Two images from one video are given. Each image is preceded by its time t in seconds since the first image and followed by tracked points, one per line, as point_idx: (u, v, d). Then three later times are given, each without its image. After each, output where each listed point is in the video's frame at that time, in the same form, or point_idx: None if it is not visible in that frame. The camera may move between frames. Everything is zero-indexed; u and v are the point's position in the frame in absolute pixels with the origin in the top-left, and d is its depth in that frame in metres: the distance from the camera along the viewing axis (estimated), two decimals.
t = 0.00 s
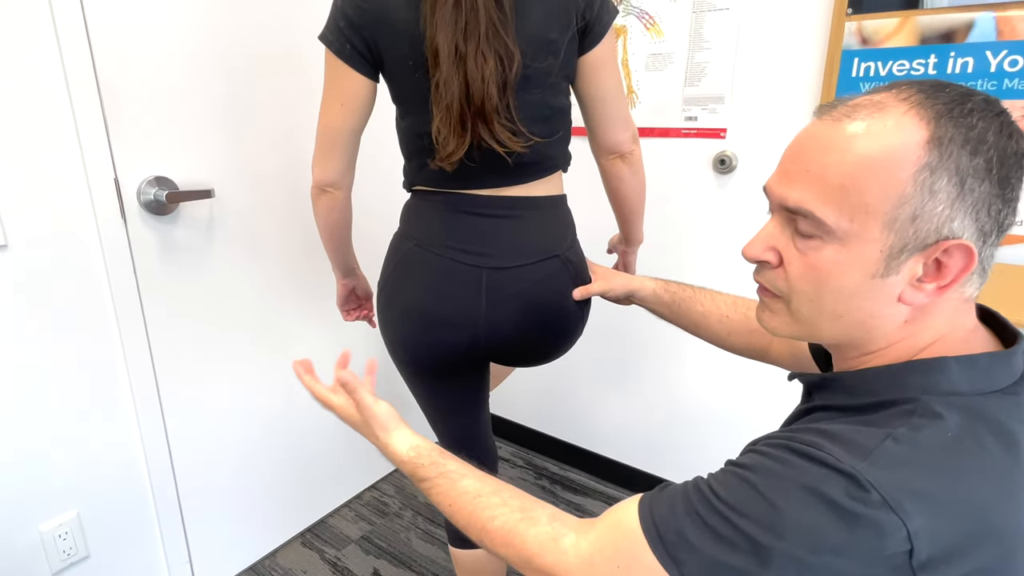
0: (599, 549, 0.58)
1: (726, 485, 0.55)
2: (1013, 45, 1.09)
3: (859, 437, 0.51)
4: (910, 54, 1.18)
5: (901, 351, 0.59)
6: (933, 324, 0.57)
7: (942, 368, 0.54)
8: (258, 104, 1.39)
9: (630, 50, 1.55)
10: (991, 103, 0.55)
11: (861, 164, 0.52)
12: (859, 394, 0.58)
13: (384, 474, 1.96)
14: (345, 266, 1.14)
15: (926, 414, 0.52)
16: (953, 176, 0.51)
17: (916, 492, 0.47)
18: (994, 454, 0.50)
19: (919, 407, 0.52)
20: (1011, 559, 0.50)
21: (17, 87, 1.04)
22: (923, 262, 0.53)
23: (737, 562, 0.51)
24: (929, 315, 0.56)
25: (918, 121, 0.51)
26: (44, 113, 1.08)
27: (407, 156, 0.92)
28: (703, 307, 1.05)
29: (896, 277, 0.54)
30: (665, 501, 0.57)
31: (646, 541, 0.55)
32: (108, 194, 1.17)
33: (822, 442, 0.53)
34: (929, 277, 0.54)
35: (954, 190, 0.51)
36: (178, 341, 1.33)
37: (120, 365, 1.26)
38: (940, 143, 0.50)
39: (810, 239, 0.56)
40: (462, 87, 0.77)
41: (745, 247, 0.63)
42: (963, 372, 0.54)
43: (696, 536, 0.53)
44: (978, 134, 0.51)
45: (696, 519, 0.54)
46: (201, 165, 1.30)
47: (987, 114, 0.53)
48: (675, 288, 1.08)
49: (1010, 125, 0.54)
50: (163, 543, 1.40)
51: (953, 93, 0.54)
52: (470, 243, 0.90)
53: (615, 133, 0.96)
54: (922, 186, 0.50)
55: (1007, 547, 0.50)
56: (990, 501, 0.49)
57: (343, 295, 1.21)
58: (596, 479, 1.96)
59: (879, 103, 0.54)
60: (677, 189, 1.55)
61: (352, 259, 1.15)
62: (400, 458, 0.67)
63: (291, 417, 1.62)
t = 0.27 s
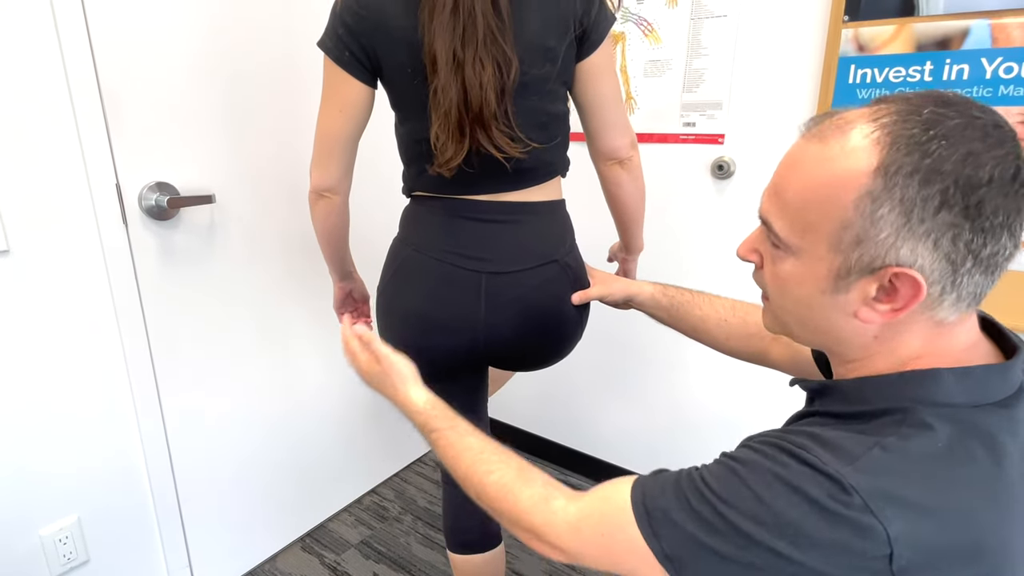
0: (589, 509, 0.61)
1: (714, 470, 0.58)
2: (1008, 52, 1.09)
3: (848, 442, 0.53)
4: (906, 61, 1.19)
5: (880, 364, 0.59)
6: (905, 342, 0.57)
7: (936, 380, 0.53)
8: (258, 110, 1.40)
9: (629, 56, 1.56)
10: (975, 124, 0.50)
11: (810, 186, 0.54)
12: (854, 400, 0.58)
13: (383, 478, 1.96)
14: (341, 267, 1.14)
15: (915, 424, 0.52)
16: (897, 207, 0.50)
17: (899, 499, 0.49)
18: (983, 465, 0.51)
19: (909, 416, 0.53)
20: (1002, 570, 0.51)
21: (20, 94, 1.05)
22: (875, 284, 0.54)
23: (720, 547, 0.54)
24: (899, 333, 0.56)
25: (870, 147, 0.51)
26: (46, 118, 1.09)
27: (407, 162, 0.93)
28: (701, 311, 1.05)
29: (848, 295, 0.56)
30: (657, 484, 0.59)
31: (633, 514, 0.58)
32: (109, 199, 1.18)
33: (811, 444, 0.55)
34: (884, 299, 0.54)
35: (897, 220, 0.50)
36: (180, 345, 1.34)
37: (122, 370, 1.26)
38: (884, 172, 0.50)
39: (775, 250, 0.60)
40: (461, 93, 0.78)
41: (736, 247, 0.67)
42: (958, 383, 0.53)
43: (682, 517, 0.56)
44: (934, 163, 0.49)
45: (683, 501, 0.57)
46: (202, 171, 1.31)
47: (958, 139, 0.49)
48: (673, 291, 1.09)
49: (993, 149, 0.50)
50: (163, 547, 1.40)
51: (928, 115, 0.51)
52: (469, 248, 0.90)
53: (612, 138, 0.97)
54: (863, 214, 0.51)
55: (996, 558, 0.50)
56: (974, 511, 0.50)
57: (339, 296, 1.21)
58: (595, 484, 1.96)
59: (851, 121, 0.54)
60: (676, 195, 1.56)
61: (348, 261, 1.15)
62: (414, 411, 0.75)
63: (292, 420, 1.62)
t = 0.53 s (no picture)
0: (578, 453, 0.65)
1: (703, 442, 0.61)
2: (1006, 58, 1.10)
3: (836, 437, 0.55)
4: (903, 67, 1.20)
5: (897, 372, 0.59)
6: (926, 354, 0.57)
7: (930, 385, 0.54)
8: (257, 115, 1.40)
9: (628, 62, 1.56)
10: (1004, 136, 0.51)
11: (843, 210, 0.53)
12: (854, 402, 0.58)
13: (383, 483, 1.96)
14: (340, 269, 1.13)
15: (906, 424, 0.53)
16: (941, 225, 0.50)
17: (878, 492, 0.51)
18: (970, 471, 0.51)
19: (899, 417, 0.54)
20: None
21: (21, 99, 1.05)
22: (912, 302, 0.53)
23: (701, 515, 0.57)
24: (924, 344, 0.57)
25: (907, 167, 0.50)
26: (48, 123, 1.09)
27: (406, 168, 0.93)
28: (700, 315, 1.05)
29: (883, 315, 0.55)
30: (648, 444, 0.63)
31: (620, 467, 0.62)
32: (110, 203, 1.18)
33: (799, 434, 0.57)
34: (920, 315, 0.54)
35: (942, 238, 0.50)
36: (179, 350, 1.34)
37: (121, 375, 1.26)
38: (927, 192, 0.49)
39: (799, 274, 0.58)
40: (459, 99, 0.78)
41: (746, 269, 0.65)
42: (952, 388, 0.54)
43: (665, 478, 0.59)
44: (976, 178, 0.49)
45: (669, 465, 0.60)
46: (202, 176, 1.31)
47: (993, 154, 0.50)
48: (672, 295, 1.09)
49: None
50: (162, 551, 1.40)
51: (957, 130, 0.51)
52: (469, 254, 0.91)
53: (615, 141, 0.97)
54: (906, 235, 0.50)
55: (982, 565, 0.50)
56: (955, 512, 0.50)
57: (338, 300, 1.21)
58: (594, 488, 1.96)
59: (875, 141, 0.53)
60: (675, 199, 1.56)
61: (348, 262, 1.15)
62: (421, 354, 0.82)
63: (292, 424, 1.62)
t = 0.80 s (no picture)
0: (572, 440, 0.66)
1: (694, 433, 0.62)
2: (1002, 64, 1.11)
3: (824, 432, 0.56)
4: (901, 72, 1.20)
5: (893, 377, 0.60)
6: (921, 361, 0.58)
7: (921, 387, 0.54)
8: (257, 120, 1.41)
9: (627, 67, 1.56)
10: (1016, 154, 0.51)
11: (844, 217, 0.53)
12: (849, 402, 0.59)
13: (382, 486, 1.96)
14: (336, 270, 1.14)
15: (895, 423, 0.54)
16: (940, 240, 0.50)
17: (862, 487, 0.52)
18: (956, 470, 0.51)
19: (889, 416, 0.54)
20: None
21: (23, 103, 1.05)
22: (905, 312, 0.54)
23: (690, 504, 0.58)
24: (917, 352, 0.57)
25: (913, 180, 0.51)
26: (49, 126, 1.10)
27: (406, 172, 0.94)
28: (700, 317, 1.06)
29: (877, 323, 0.55)
30: (638, 432, 0.65)
31: (612, 457, 0.63)
32: (111, 207, 1.19)
33: (787, 428, 0.58)
34: (912, 325, 0.55)
35: (940, 252, 0.50)
36: (180, 354, 1.34)
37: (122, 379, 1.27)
38: (930, 206, 0.50)
39: (797, 275, 0.58)
40: (459, 105, 0.79)
41: (745, 264, 0.66)
42: (943, 389, 0.54)
43: (655, 466, 0.60)
44: (981, 197, 0.49)
45: (659, 454, 0.61)
46: (202, 180, 1.32)
47: (1002, 172, 0.50)
48: (672, 297, 1.09)
49: None
50: (162, 555, 1.40)
51: (969, 144, 0.51)
52: (468, 257, 0.91)
53: (615, 144, 0.98)
54: (904, 247, 0.51)
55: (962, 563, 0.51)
56: (940, 510, 0.50)
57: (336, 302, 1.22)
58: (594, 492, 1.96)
59: (885, 149, 0.53)
60: (673, 203, 1.57)
61: (344, 265, 1.15)
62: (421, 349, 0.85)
63: (292, 427, 1.63)
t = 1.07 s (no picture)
0: (570, 472, 0.65)
1: (687, 456, 0.62)
2: (995, 71, 1.12)
3: (818, 447, 0.56)
4: (894, 79, 1.21)
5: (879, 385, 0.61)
6: (906, 368, 0.58)
7: (913, 398, 0.55)
8: (255, 125, 1.41)
9: (623, 73, 1.57)
10: (993, 160, 0.52)
11: (826, 222, 0.54)
12: (839, 413, 0.59)
13: (379, 491, 1.96)
14: (334, 276, 1.14)
15: (889, 436, 0.54)
16: (920, 244, 0.51)
17: (859, 503, 0.51)
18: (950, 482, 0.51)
19: (884, 429, 0.55)
20: None
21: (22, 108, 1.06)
22: (888, 317, 0.54)
23: (685, 529, 0.58)
24: (902, 359, 0.58)
25: (892, 185, 0.51)
26: (48, 131, 1.10)
27: (403, 179, 0.94)
28: (695, 322, 1.06)
29: (860, 328, 0.56)
30: (637, 458, 0.64)
31: (610, 487, 0.62)
32: (110, 212, 1.19)
33: (780, 445, 0.58)
34: (896, 330, 0.55)
35: (920, 257, 0.51)
36: (177, 358, 1.34)
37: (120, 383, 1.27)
38: (908, 211, 0.50)
39: (781, 281, 0.59)
40: (456, 113, 0.80)
41: (733, 272, 0.67)
42: (934, 401, 0.55)
43: (652, 494, 0.60)
44: (958, 201, 0.50)
45: (655, 481, 0.61)
46: (201, 184, 1.32)
47: (979, 177, 0.50)
48: (667, 304, 1.10)
49: (1010, 186, 0.51)
50: (159, 559, 1.39)
51: (946, 150, 0.52)
52: (465, 263, 0.92)
53: (611, 151, 0.98)
54: (886, 252, 0.51)
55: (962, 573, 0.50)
56: (938, 526, 0.50)
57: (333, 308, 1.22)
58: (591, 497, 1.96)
59: (864, 156, 0.54)
60: (670, 209, 1.57)
61: (343, 271, 1.15)
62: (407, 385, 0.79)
63: (289, 432, 1.63)
